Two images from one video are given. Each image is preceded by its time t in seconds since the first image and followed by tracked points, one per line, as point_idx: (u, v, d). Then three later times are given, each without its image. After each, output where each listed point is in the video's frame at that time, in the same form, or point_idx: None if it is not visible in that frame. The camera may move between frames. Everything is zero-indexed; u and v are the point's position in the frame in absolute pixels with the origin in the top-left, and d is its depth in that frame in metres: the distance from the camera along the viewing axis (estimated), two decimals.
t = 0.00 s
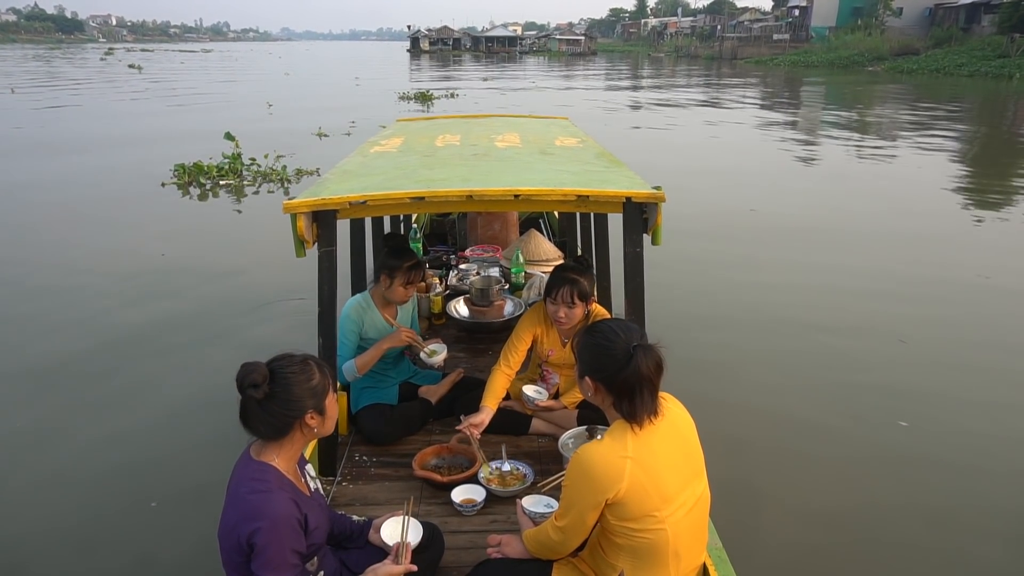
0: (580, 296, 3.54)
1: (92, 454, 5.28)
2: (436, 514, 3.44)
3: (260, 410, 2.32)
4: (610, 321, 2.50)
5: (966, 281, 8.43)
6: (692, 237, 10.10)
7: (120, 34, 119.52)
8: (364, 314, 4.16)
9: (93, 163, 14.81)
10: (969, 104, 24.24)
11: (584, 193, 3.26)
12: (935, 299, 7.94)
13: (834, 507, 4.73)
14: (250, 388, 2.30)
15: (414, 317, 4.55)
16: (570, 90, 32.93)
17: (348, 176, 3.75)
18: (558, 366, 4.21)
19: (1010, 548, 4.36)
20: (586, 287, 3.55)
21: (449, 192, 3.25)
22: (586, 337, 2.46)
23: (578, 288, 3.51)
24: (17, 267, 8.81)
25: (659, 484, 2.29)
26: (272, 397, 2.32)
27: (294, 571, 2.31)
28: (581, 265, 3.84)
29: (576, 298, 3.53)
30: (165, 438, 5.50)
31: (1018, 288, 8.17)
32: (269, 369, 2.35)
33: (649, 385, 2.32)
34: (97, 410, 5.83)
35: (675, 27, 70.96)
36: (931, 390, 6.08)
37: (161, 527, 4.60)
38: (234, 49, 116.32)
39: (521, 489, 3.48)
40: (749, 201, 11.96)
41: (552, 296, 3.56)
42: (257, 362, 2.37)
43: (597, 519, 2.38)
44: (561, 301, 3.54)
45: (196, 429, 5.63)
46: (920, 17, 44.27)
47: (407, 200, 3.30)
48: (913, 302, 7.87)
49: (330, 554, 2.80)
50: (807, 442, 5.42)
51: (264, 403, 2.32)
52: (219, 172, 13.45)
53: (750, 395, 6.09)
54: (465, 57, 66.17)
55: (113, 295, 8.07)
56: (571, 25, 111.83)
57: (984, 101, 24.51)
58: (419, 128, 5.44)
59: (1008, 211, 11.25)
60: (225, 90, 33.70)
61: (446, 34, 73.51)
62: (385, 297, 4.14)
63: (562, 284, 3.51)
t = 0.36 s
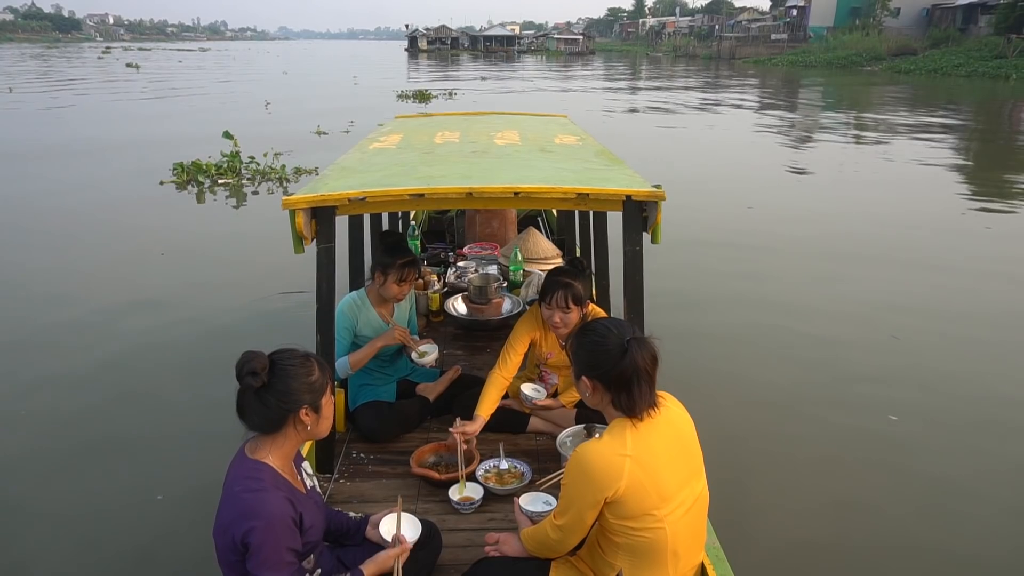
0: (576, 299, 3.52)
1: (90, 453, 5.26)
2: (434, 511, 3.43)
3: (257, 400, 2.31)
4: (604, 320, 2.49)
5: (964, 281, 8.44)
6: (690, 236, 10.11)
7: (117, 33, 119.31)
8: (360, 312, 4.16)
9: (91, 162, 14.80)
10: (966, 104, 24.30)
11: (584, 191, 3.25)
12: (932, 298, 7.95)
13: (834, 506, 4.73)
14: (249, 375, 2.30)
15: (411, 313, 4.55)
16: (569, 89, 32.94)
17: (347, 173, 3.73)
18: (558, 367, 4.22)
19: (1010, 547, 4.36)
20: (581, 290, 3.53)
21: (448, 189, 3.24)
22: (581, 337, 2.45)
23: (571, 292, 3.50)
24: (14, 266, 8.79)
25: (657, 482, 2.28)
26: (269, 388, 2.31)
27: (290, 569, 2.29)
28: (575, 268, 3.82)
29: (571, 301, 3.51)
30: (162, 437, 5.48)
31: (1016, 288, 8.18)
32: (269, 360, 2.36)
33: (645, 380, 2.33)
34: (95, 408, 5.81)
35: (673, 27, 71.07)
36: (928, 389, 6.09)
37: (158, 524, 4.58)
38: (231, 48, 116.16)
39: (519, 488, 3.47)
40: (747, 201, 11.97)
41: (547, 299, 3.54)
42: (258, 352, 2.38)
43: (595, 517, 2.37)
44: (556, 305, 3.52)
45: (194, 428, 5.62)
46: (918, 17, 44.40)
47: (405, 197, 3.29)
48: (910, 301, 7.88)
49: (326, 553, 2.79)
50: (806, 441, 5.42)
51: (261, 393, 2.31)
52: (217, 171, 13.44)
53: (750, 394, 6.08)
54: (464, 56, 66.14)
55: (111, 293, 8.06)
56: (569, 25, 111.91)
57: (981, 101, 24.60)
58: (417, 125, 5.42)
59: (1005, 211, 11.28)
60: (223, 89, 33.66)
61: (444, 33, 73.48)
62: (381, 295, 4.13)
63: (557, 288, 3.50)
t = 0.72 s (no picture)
0: (573, 301, 3.50)
1: (87, 451, 5.24)
2: (431, 509, 3.41)
3: (255, 388, 2.31)
4: (603, 317, 2.48)
5: (964, 279, 8.43)
6: (690, 235, 10.10)
7: (116, 32, 119.29)
8: (359, 310, 4.16)
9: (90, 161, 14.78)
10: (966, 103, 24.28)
11: (583, 188, 3.23)
12: (931, 296, 7.94)
13: (835, 506, 4.72)
14: (253, 360, 2.30)
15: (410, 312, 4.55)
16: (568, 88, 32.94)
17: (345, 169, 3.72)
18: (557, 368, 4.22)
19: (1008, 546, 4.36)
20: (578, 292, 3.52)
21: (447, 185, 3.22)
22: (579, 334, 2.43)
23: (569, 294, 3.48)
24: (13, 264, 8.77)
25: (656, 480, 2.26)
26: (269, 377, 2.30)
27: (286, 564, 2.28)
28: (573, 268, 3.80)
29: (568, 304, 3.50)
30: (159, 436, 5.45)
31: (1015, 286, 8.17)
32: (275, 349, 2.35)
33: (645, 376, 2.32)
34: (92, 406, 5.80)
35: (672, 26, 71.07)
36: (927, 388, 6.08)
37: (154, 522, 4.57)
38: (230, 47, 116.10)
39: (516, 485, 3.45)
40: (747, 199, 11.96)
41: (545, 301, 3.52)
42: (267, 339, 2.39)
43: (594, 515, 2.35)
44: (553, 308, 3.50)
45: (190, 426, 5.60)
46: (917, 16, 44.39)
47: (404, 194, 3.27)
48: (910, 300, 7.87)
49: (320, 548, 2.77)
50: (804, 440, 5.41)
51: (260, 382, 2.30)
52: (217, 170, 13.42)
53: (749, 393, 6.07)
54: (463, 56, 66.09)
55: (109, 292, 8.04)
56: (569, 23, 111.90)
57: (981, 100, 24.60)
58: (417, 122, 5.40)
59: (1004, 209, 11.27)
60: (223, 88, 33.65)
61: (443, 33, 73.43)
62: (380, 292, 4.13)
63: (554, 291, 3.48)
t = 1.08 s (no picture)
0: (571, 299, 3.50)
1: (83, 450, 5.23)
2: (428, 507, 3.41)
3: (249, 388, 2.30)
4: (601, 314, 2.47)
5: (960, 280, 8.45)
6: (688, 233, 10.11)
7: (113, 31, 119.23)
8: (358, 307, 4.16)
9: (87, 159, 14.76)
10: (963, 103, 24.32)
11: (580, 186, 3.23)
12: (928, 296, 7.96)
13: (833, 506, 4.73)
14: (246, 360, 2.30)
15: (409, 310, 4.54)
16: (566, 88, 32.96)
17: (343, 168, 3.71)
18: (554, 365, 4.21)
19: (1007, 546, 4.37)
20: (576, 290, 3.51)
21: (443, 184, 3.22)
22: (578, 332, 2.42)
23: (567, 292, 3.48)
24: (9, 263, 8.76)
25: (655, 479, 2.26)
26: (263, 377, 2.30)
27: (277, 564, 2.28)
28: (571, 267, 3.80)
29: (566, 301, 3.49)
30: (156, 434, 5.44)
31: (1011, 287, 8.20)
32: (269, 350, 2.36)
33: (643, 374, 2.31)
34: (89, 405, 5.79)
35: (670, 26, 71.13)
36: (923, 388, 6.09)
37: (152, 521, 4.56)
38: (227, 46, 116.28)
39: (514, 483, 3.44)
40: (744, 198, 11.98)
41: (542, 298, 3.52)
42: (262, 340, 2.38)
43: (592, 513, 2.35)
44: (551, 305, 3.50)
45: (187, 425, 5.59)
46: (914, 16, 44.45)
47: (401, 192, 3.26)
48: (907, 299, 7.88)
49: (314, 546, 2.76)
50: (802, 438, 5.41)
51: (254, 382, 2.29)
52: (216, 167, 13.40)
53: (746, 392, 6.08)
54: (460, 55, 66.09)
55: (107, 291, 8.03)
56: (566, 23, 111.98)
57: (978, 100, 24.66)
58: (415, 120, 5.40)
59: (1000, 209, 11.30)
60: (221, 87, 33.63)
61: (441, 32, 73.43)
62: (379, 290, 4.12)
63: (553, 288, 3.48)
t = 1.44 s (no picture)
0: (572, 298, 3.51)
1: (88, 450, 5.25)
2: (432, 506, 3.42)
3: (252, 389, 2.31)
4: (601, 315, 2.48)
5: (961, 279, 8.46)
6: (690, 232, 10.13)
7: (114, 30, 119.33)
8: (362, 309, 4.18)
9: (90, 159, 14.79)
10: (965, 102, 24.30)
11: (581, 187, 3.24)
12: (930, 296, 7.96)
13: (835, 504, 4.74)
14: (250, 361, 2.31)
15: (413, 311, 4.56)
16: (568, 87, 32.97)
17: (345, 169, 3.73)
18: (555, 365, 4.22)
19: (1010, 544, 4.38)
20: (577, 289, 3.52)
21: (445, 185, 3.23)
22: (578, 333, 2.44)
23: (568, 291, 3.49)
24: (13, 263, 8.78)
25: (656, 480, 2.27)
26: (266, 378, 2.31)
27: (281, 564, 2.28)
28: (572, 267, 3.81)
29: (567, 300, 3.50)
30: (160, 434, 5.46)
31: (1013, 286, 8.20)
32: (273, 350, 2.37)
33: (644, 375, 2.32)
34: (94, 405, 5.81)
35: (671, 25, 71.13)
36: (925, 387, 6.10)
37: (157, 521, 4.58)
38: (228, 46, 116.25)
39: (517, 483, 3.45)
40: (746, 197, 11.99)
41: (543, 297, 3.53)
42: (265, 341, 2.40)
43: (595, 513, 2.36)
44: (552, 304, 3.51)
45: (191, 425, 5.61)
46: (916, 15, 44.43)
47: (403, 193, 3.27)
48: (909, 298, 7.89)
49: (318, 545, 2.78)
50: (804, 437, 5.42)
51: (257, 383, 2.31)
52: (219, 166, 13.43)
53: (748, 391, 6.08)
54: (461, 54, 66.11)
55: (110, 291, 8.05)
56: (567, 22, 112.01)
57: (980, 99, 24.65)
58: (417, 121, 5.41)
59: (1001, 209, 11.30)
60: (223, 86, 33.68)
61: (442, 32, 73.48)
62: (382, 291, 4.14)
63: (554, 287, 3.49)
